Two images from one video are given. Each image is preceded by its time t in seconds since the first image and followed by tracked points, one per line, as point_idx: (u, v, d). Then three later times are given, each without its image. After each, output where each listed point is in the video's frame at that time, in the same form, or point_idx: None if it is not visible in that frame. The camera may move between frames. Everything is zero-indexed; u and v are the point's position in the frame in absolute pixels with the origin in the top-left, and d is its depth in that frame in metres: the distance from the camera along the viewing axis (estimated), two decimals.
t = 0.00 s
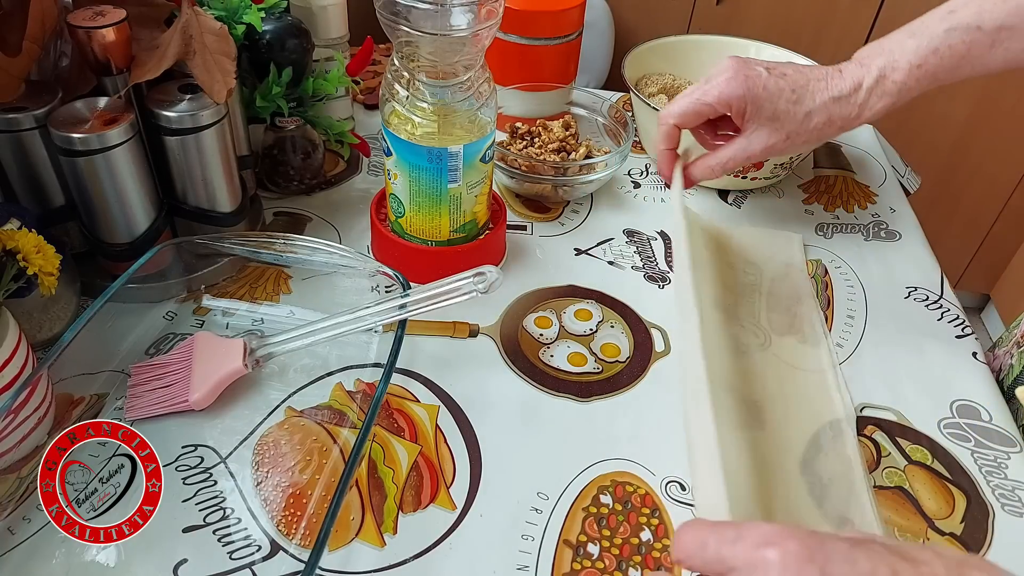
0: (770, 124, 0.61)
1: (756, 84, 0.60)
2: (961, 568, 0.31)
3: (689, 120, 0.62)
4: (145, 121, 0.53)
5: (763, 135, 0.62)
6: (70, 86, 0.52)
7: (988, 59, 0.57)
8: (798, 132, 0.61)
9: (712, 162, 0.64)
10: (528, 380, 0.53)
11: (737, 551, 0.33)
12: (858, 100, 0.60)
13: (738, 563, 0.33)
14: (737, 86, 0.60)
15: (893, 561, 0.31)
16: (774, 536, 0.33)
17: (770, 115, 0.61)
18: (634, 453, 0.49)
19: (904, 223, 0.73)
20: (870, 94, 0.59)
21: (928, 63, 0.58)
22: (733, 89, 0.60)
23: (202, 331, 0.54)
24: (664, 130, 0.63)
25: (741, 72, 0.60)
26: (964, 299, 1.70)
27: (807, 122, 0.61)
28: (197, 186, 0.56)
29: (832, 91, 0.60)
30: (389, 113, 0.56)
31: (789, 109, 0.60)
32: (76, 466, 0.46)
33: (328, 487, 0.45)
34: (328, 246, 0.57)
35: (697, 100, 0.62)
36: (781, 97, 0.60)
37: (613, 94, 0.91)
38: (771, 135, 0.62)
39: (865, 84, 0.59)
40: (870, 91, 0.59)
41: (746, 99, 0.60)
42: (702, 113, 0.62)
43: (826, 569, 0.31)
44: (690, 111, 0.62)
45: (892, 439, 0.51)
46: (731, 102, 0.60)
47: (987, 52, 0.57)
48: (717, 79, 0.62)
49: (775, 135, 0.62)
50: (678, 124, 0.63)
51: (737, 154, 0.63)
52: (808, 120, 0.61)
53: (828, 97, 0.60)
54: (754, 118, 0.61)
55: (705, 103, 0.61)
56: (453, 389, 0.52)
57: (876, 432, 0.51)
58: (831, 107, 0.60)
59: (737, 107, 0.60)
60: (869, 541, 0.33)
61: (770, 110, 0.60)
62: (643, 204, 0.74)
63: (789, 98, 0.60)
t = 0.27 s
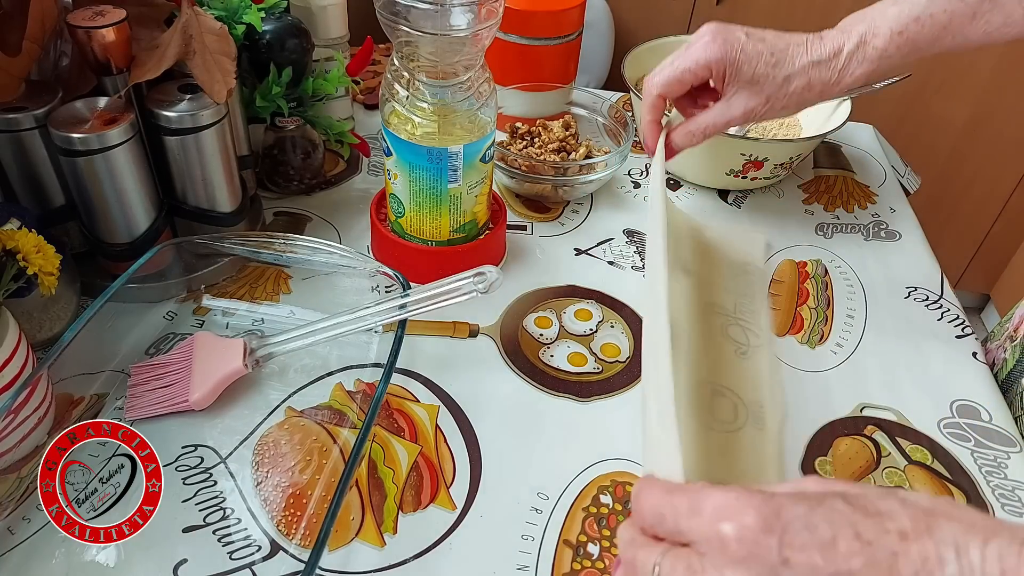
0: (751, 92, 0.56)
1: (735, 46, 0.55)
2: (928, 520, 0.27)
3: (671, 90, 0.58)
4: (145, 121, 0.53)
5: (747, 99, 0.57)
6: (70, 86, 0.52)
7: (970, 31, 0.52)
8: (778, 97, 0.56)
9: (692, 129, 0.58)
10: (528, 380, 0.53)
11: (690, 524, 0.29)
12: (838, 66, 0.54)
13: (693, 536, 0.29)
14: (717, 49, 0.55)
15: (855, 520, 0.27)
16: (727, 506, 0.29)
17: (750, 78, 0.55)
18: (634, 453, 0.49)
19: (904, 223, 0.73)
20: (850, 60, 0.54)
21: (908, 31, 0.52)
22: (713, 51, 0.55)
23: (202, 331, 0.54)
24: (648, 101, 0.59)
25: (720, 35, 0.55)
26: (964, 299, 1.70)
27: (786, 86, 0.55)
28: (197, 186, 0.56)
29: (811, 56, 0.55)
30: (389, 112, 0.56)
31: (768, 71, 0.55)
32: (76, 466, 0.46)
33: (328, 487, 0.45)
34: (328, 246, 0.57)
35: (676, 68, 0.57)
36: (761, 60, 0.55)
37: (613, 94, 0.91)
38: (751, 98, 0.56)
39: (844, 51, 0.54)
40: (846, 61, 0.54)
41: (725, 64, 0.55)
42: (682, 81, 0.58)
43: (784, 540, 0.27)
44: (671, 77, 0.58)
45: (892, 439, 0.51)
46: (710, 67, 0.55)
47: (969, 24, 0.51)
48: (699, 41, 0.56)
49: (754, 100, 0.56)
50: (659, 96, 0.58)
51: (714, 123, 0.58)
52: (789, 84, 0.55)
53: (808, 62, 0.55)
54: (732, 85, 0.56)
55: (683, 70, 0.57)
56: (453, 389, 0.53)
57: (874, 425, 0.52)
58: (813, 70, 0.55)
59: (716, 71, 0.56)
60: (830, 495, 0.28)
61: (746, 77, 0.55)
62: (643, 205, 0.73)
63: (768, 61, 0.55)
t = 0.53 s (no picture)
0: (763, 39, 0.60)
1: None
2: (955, 508, 0.25)
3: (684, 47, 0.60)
4: (145, 121, 0.53)
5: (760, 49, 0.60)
6: (69, 86, 0.52)
7: None
8: (788, 49, 0.60)
9: (702, 85, 0.59)
10: (528, 381, 0.53)
11: (705, 517, 0.29)
12: (849, 15, 0.59)
13: (708, 528, 0.28)
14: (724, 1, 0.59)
15: (878, 512, 0.25)
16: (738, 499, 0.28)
17: (760, 30, 0.60)
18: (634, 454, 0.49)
19: (904, 223, 0.73)
20: (861, 9, 0.58)
21: None
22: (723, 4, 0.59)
23: (202, 331, 0.54)
24: (659, 63, 0.61)
25: None
26: (964, 299, 1.70)
27: (797, 37, 0.59)
28: (197, 186, 0.56)
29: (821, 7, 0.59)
30: (389, 113, 0.56)
31: (778, 23, 0.59)
32: (75, 466, 0.46)
33: (328, 487, 0.45)
34: (328, 246, 0.57)
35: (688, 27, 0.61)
36: (770, 12, 0.59)
37: (613, 94, 0.91)
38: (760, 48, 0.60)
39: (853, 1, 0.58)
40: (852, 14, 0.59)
41: (733, 12, 0.59)
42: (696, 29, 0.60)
43: (802, 537, 0.26)
44: (683, 38, 0.60)
45: (892, 440, 0.51)
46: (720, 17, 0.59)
47: None
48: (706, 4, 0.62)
49: (765, 53, 0.60)
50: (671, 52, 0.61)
51: (728, 73, 0.60)
52: (799, 35, 0.59)
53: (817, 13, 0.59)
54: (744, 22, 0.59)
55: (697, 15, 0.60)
56: (453, 389, 0.52)
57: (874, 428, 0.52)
58: (822, 21, 0.59)
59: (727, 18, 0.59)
60: (850, 481, 0.27)
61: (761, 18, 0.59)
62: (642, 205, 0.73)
63: (778, 12, 0.59)
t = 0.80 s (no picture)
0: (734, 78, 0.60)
1: (714, 41, 0.59)
2: (864, 513, 0.29)
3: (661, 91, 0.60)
4: (145, 121, 0.53)
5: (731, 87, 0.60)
6: (70, 86, 0.52)
7: (950, 12, 0.58)
8: (759, 85, 0.60)
9: (677, 120, 0.61)
10: (528, 381, 0.53)
11: (641, 526, 0.31)
12: (816, 49, 0.59)
13: (642, 538, 0.30)
14: (693, 43, 0.59)
15: (793, 517, 0.29)
16: (674, 505, 0.30)
17: (731, 70, 0.59)
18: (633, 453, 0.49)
19: (904, 223, 0.73)
20: (829, 42, 0.59)
21: (888, 12, 0.58)
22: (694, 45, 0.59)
23: (202, 331, 0.54)
24: (637, 106, 0.61)
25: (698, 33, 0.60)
26: (964, 300, 1.70)
27: (767, 74, 0.60)
28: (197, 186, 0.56)
29: (791, 42, 0.59)
30: (389, 112, 0.56)
31: (747, 62, 0.59)
32: (76, 466, 0.46)
33: (328, 487, 0.45)
34: (328, 247, 0.57)
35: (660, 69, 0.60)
36: (740, 52, 0.59)
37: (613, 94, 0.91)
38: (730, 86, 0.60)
39: (822, 35, 0.59)
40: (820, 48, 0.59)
41: (705, 52, 0.59)
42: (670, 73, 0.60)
43: (724, 539, 0.29)
44: (658, 80, 0.60)
45: (892, 439, 0.51)
46: (693, 58, 0.59)
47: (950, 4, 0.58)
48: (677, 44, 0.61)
49: (737, 89, 0.60)
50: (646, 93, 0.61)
51: (701, 110, 0.60)
52: (769, 72, 0.60)
53: (786, 49, 0.59)
54: (715, 63, 0.59)
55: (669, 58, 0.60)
56: (453, 389, 0.52)
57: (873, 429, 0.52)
58: (791, 57, 0.59)
59: (698, 59, 0.59)
60: (771, 491, 0.30)
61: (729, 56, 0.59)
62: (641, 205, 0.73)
63: (747, 51, 0.59)
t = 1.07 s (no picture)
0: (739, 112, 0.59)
1: (725, 72, 0.58)
2: (804, 544, 0.30)
3: (671, 119, 0.59)
4: (145, 121, 0.53)
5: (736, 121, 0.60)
6: (70, 85, 0.52)
7: (947, 49, 0.57)
8: (765, 119, 0.60)
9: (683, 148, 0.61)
10: (528, 381, 0.53)
11: (596, 544, 0.32)
12: (819, 91, 0.59)
13: (597, 556, 0.31)
14: (705, 73, 0.58)
15: (740, 543, 0.31)
16: (629, 528, 0.31)
17: (739, 101, 0.59)
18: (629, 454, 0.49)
19: (904, 223, 0.73)
20: (830, 86, 0.59)
21: (885, 54, 0.57)
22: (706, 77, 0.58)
23: (202, 331, 0.54)
24: (648, 130, 0.59)
25: (709, 62, 0.59)
26: (964, 299, 1.70)
27: (773, 110, 0.59)
28: (197, 186, 0.56)
29: (797, 81, 0.59)
30: (389, 113, 0.56)
31: (755, 95, 0.58)
32: (76, 466, 0.46)
33: (328, 487, 0.45)
34: (328, 247, 0.57)
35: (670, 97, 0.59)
36: (748, 84, 0.58)
37: (613, 94, 0.91)
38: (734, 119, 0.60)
39: (823, 78, 0.59)
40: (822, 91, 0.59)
41: (716, 82, 0.58)
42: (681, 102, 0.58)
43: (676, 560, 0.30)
44: (671, 106, 0.58)
45: (892, 440, 0.51)
46: (704, 87, 0.58)
47: (945, 43, 0.56)
48: (686, 72, 0.60)
49: (742, 122, 0.60)
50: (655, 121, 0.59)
51: (705, 141, 0.61)
52: (774, 108, 0.59)
53: (793, 87, 0.59)
54: (724, 95, 0.58)
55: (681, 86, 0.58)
56: (453, 388, 0.53)
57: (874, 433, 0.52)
58: (796, 95, 0.59)
59: (710, 90, 0.58)
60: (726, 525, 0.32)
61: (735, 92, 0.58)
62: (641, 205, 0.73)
63: (756, 86, 0.58)
